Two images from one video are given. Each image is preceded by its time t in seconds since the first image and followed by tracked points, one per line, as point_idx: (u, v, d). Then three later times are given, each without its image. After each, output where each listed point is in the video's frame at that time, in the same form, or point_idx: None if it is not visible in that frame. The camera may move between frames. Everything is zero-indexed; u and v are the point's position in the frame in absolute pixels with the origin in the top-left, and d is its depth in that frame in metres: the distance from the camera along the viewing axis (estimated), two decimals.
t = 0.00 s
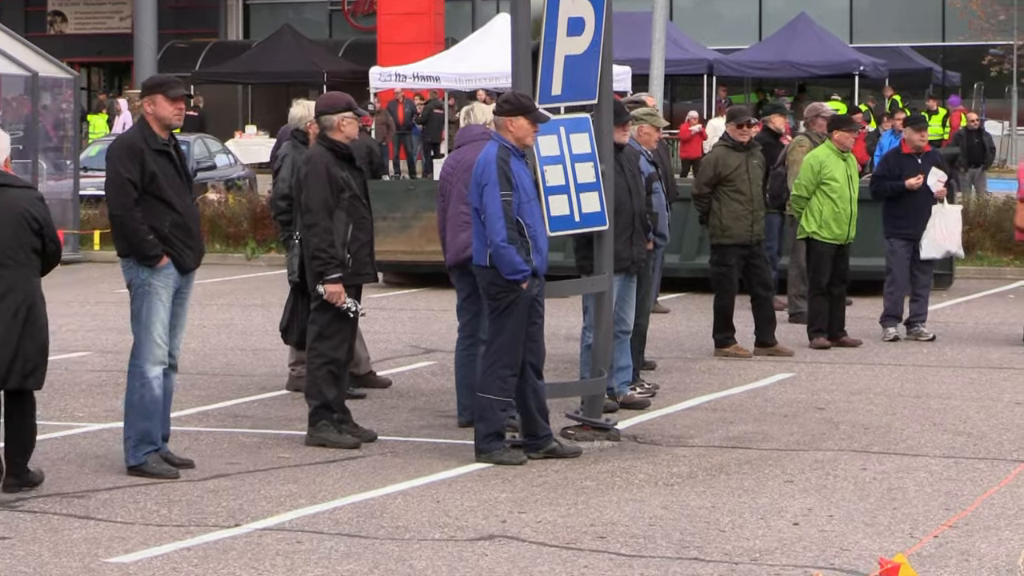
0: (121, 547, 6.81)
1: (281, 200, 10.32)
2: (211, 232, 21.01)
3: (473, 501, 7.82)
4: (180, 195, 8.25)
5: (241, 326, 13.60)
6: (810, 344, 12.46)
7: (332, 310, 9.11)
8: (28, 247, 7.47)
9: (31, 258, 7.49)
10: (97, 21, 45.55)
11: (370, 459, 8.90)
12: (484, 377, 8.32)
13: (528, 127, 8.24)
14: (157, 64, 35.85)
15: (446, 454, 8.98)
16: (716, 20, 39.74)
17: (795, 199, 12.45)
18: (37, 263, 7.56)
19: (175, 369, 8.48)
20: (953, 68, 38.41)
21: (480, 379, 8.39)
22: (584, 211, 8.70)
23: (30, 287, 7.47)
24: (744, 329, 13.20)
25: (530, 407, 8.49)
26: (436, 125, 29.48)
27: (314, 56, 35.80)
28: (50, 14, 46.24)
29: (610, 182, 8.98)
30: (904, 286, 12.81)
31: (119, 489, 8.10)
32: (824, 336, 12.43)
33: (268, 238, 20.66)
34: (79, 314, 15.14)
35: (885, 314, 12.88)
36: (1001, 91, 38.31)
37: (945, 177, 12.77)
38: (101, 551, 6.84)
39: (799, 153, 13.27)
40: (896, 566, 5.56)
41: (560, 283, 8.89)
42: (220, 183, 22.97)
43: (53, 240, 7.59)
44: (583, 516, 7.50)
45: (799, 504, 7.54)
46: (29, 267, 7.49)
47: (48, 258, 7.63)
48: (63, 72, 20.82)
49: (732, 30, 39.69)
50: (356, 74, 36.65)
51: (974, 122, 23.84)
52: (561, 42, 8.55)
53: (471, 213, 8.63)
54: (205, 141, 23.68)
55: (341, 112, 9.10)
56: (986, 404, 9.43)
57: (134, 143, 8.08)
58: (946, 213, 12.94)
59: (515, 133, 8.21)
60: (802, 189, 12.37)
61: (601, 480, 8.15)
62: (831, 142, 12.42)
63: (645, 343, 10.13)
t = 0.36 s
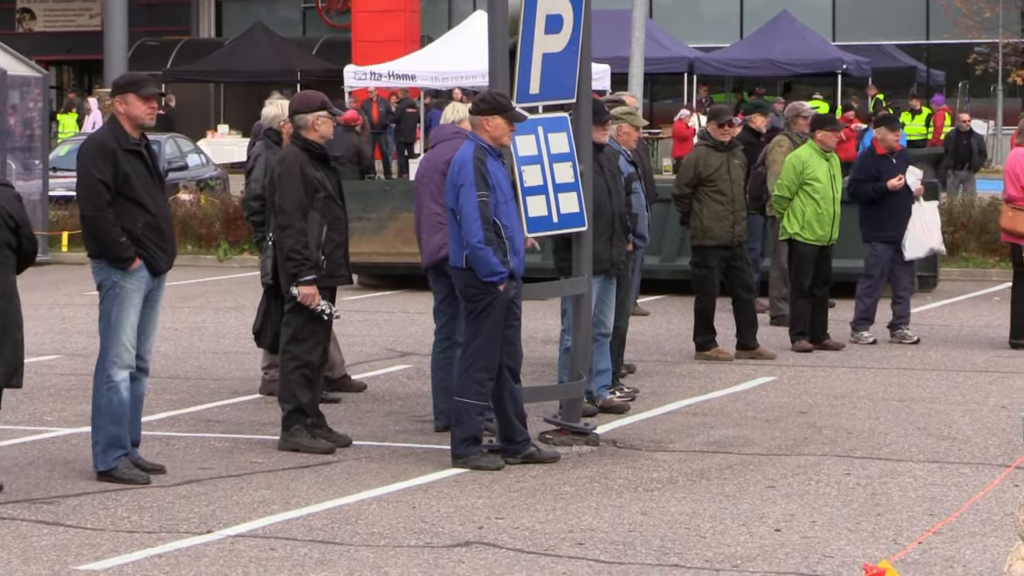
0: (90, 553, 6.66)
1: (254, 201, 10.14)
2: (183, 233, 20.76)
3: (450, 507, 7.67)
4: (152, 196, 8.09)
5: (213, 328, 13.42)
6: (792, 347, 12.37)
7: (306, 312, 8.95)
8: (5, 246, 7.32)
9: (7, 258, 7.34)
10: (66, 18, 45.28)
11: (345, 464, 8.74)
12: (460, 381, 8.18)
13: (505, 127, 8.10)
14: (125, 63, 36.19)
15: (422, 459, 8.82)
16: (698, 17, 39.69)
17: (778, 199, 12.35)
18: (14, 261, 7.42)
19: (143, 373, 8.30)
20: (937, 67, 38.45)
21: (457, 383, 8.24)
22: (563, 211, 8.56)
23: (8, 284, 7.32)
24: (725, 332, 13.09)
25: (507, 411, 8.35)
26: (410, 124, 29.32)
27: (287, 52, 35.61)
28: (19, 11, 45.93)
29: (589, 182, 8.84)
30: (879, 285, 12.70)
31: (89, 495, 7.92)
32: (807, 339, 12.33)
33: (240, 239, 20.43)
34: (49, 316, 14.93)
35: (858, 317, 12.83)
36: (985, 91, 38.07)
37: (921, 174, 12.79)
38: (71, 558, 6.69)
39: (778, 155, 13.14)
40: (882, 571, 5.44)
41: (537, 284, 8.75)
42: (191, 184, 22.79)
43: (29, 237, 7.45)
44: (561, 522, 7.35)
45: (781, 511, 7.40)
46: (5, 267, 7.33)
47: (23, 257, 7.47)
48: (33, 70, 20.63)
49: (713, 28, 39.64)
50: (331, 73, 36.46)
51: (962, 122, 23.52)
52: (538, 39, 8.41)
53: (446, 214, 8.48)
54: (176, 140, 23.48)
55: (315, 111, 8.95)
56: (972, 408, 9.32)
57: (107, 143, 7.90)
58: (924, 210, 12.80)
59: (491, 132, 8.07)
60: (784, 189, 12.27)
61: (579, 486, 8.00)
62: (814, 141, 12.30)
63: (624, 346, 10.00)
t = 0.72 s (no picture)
0: (52, 563, 6.48)
1: (219, 203, 9.95)
2: (147, 236, 20.52)
3: (419, 515, 7.51)
4: (118, 198, 7.90)
5: (177, 333, 13.22)
6: (767, 352, 12.26)
7: (272, 317, 8.77)
8: None
9: None
10: (28, 17, 44.91)
11: (312, 471, 8.57)
12: (428, 387, 8.01)
13: (474, 127, 7.95)
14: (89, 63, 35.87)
15: (390, 466, 8.66)
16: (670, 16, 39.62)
17: (754, 201, 12.24)
18: None
19: (106, 379, 8.12)
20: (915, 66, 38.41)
21: (425, 389, 8.08)
22: (534, 214, 8.41)
23: None
24: (698, 336, 12.97)
25: (477, 417, 8.19)
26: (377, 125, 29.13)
27: (255, 53, 35.38)
28: None
29: (561, 184, 8.70)
30: (849, 290, 12.56)
31: (51, 503, 7.73)
32: (782, 344, 12.22)
33: (205, 243, 20.29)
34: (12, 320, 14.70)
35: (833, 322, 12.67)
36: (963, 90, 38.12)
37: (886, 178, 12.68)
38: (32, 567, 6.51)
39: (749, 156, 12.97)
40: None
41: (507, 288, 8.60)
42: (155, 185, 22.57)
43: None
44: (532, 530, 7.20)
45: (756, 518, 7.26)
46: None
47: None
48: None
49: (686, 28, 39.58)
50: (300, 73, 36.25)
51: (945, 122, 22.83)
52: (509, 38, 8.28)
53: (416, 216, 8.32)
54: (140, 141, 23.24)
55: (282, 111, 8.78)
56: (950, 413, 9.21)
57: (72, 144, 7.71)
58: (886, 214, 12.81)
59: (460, 133, 7.92)
60: (759, 191, 12.17)
61: (551, 493, 7.85)
62: (789, 142, 12.20)
63: (596, 351, 9.86)
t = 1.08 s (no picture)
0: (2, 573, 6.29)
1: (178, 204, 9.75)
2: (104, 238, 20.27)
3: (382, 522, 7.35)
4: (77, 199, 7.71)
5: (135, 336, 13.01)
6: (736, 355, 12.17)
7: (232, 320, 8.60)
8: None
9: None
10: None
11: (272, 478, 8.40)
12: (392, 392, 7.86)
13: (437, 127, 7.82)
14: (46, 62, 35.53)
15: (352, 472, 8.50)
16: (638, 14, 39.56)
17: (722, 202, 12.14)
18: None
19: (64, 384, 7.93)
20: (886, 65, 38.46)
21: (387, 394, 7.93)
22: (498, 215, 8.28)
23: None
24: (666, 340, 12.85)
25: (441, 421, 8.05)
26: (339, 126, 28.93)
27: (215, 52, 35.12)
28: None
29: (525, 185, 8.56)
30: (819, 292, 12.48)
31: (4, 510, 7.53)
32: (751, 347, 12.14)
33: (163, 244, 20.04)
34: None
35: (803, 325, 12.57)
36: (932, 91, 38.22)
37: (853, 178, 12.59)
38: None
39: (717, 156, 12.89)
40: None
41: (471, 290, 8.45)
42: (113, 186, 22.33)
43: None
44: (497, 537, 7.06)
45: (724, 524, 7.14)
46: None
47: None
48: None
49: (654, 25, 39.50)
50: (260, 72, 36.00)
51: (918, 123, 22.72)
52: (473, 36, 8.13)
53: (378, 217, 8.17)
54: (96, 141, 22.98)
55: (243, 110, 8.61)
56: (921, 418, 9.12)
57: (30, 144, 7.50)
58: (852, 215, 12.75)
59: (423, 133, 7.78)
60: (728, 192, 12.08)
61: (516, 500, 7.71)
62: (757, 143, 12.12)
63: (561, 354, 9.73)
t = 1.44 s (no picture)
0: None
1: (131, 205, 9.55)
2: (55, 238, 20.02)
3: (338, 528, 7.19)
4: (29, 199, 7.51)
5: (87, 340, 12.79)
6: (699, 359, 12.09)
7: (186, 323, 8.42)
8: None
9: None
10: None
11: (227, 483, 8.23)
12: (348, 396, 7.71)
13: (395, 126, 7.67)
14: None
15: (309, 478, 8.34)
16: (600, 12, 39.50)
17: (684, 203, 12.04)
18: None
19: (14, 388, 7.72)
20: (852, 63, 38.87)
21: (344, 399, 7.77)
22: (457, 216, 8.13)
23: None
24: (629, 343, 12.74)
25: (398, 426, 7.89)
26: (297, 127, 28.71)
27: (171, 50, 34.80)
28: None
29: (485, 185, 8.42)
30: (784, 294, 12.38)
31: None
32: (714, 350, 12.04)
33: (115, 246, 19.82)
34: None
35: (769, 329, 12.47)
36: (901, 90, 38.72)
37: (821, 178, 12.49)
38: None
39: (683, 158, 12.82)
40: None
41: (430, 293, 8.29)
42: (64, 186, 22.09)
43: None
44: (456, 544, 6.91)
45: (687, 531, 7.02)
46: None
47: None
48: None
49: (616, 23, 39.47)
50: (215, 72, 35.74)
51: (888, 122, 22.48)
52: (431, 34, 8.02)
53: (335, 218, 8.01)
54: (48, 141, 22.72)
55: (197, 109, 8.41)
56: (887, 423, 9.04)
57: None
58: (819, 213, 12.90)
59: (381, 132, 7.62)
60: (691, 192, 11.98)
61: (474, 506, 7.57)
62: (721, 143, 12.04)
63: (521, 358, 9.60)
